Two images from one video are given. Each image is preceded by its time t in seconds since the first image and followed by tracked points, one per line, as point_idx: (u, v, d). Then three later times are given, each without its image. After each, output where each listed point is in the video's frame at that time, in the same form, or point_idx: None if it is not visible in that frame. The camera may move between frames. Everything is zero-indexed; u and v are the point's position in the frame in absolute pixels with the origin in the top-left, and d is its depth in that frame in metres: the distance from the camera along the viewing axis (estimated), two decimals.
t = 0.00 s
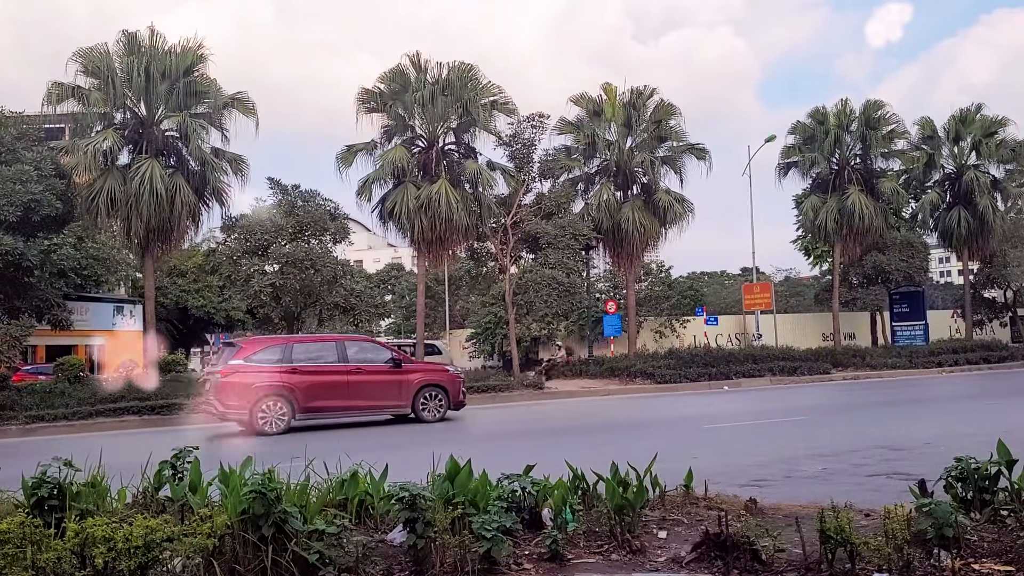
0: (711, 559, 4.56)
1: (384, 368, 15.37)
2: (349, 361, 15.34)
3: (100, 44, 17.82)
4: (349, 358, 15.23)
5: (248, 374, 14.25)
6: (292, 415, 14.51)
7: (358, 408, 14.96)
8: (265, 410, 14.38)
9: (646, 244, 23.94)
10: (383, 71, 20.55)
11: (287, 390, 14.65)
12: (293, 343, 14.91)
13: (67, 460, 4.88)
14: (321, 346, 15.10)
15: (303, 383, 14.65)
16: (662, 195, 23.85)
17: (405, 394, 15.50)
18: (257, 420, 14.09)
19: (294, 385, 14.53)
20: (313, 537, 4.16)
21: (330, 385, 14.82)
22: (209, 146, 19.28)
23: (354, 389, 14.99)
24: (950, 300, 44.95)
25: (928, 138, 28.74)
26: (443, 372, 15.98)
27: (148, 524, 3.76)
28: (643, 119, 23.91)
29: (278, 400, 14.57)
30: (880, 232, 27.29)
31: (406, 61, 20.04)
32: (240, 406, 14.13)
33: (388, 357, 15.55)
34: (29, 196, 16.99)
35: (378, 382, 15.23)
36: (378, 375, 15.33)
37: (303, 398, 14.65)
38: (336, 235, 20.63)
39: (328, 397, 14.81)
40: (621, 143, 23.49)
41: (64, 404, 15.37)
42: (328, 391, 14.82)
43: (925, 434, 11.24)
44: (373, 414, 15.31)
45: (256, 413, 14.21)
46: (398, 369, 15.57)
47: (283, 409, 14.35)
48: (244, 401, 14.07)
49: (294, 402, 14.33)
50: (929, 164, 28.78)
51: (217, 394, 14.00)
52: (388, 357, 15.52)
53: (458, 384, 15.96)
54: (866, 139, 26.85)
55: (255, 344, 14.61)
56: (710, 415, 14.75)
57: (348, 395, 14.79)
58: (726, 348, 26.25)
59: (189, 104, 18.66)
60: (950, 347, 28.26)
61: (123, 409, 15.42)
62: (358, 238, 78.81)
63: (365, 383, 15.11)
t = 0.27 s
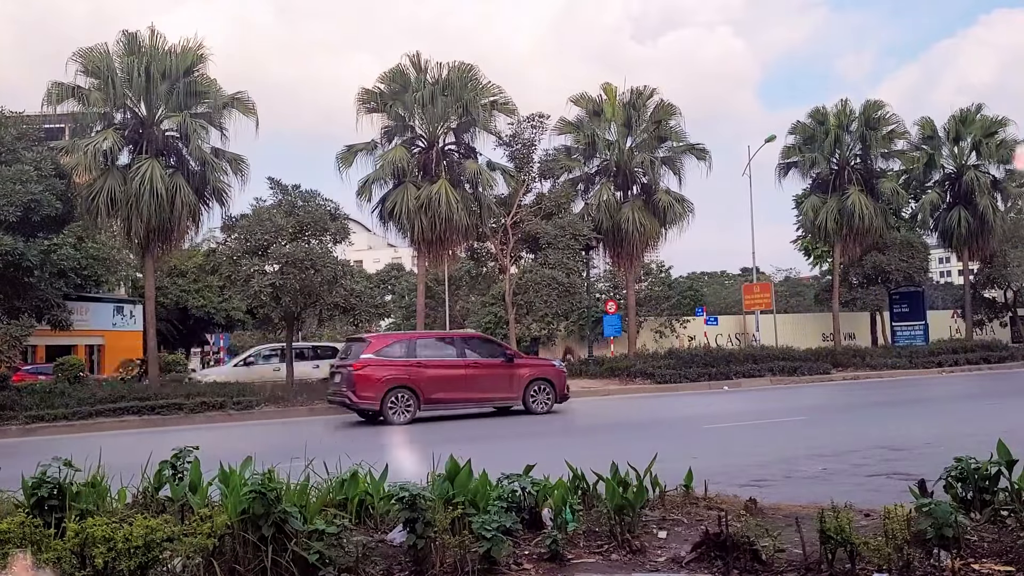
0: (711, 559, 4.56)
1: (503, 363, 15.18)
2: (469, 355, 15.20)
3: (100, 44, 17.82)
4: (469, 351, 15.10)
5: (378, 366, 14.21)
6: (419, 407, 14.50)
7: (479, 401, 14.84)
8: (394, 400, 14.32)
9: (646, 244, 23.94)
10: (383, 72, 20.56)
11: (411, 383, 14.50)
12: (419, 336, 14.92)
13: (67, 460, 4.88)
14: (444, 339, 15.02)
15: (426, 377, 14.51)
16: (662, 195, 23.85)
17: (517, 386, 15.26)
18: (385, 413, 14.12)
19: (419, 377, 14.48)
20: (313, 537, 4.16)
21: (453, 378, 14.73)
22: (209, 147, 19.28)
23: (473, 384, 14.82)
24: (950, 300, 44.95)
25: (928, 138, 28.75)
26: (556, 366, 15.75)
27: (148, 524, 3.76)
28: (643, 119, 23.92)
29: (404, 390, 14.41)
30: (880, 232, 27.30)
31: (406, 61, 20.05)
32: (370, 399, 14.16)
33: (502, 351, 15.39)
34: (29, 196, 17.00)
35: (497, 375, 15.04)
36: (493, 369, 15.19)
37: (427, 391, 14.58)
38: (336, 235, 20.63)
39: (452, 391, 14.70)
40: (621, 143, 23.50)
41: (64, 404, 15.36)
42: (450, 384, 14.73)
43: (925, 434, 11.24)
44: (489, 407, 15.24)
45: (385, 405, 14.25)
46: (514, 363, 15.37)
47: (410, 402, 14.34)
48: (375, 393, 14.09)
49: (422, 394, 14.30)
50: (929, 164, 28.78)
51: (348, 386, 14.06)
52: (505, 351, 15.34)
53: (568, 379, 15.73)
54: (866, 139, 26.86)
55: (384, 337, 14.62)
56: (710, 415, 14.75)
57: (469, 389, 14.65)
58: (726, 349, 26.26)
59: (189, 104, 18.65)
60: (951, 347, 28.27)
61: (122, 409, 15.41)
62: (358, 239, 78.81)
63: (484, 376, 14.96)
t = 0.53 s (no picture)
0: (711, 560, 4.56)
1: (601, 358, 16.35)
2: (570, 350, 16.40)
3: (100, 44, 17.82)
4: (572, 348, 16.28)
5: (493, 362, 15.39)
6: (528, 400, 15.73)
7: (581, 394, 16.05)
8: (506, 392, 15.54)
9: (646, 245, 23.93)
10: (383, 72, 20.55)
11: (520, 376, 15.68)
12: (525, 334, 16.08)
13: (67, 460, 4.88)
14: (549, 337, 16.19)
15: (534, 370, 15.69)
16: (662, 195, 23.85)
17: (615, 380, 16.46)
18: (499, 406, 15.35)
19: (528, 372, 15.65)
20: (313, 538, 4.16)
21: (557, 373, 15.92)
22: (209, 146, 19.27)
23: (575, 378, 16.01)
24: (950, 300, 44.95)
25: (928, 138, 28.74)
26: (647, 361, 16.96)
27: (148, 524, 3.76)
28: (643, 119, 23.91)
29: (515, 383, 15.59)
30: (880, 232, 27.30)
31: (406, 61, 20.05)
32: (485, 392, 15.36)
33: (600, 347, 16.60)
34: (29, 196, 17.00)
35: (597, 370, 16.21)
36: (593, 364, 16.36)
37: (536, 384, 15.77)
38: (336, 235, 20.63)
39: (556, 385, 15.88)
40: (621, 143, 23.50)
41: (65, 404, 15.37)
42: (556, 377, 15.91)
43: (925, 434, 11.24)
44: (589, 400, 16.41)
45: (498, 397, 15.49)
46: (610, 358, 16.53)
47: (521, 395, 15.56)
48: (491, 387, 15.31)
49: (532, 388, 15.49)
50: (929, 164, 28.77)
51: (465, 380, 15.27)
52: (602, 347, 16.52)
53: (659, 373, 16.93)
54: (866, 139, 26.86)
55: (496, 335, 15.77)
56: (710, 415, 14.75)
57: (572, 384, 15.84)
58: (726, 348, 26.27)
59: (189, 104, 18.65)
60: (951, 347, 28.35)
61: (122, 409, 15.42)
62: (358, 239, 78.80)
63: (584, 371, 16.15)
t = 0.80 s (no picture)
0: (711, 560, 4.55)
1: (689, 355, 17.19)
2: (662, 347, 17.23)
3: (100, 44, 17.82)
4: (663, 345, 17.15)
5: (592, 358, 16.34)
6: (624, 394, 16.65)
7: (671, 389, 16.90)
8: (604, 387, 16.43)
9: (646, 245, 23.92)
10: (383, 72, 20.55)
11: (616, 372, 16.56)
12: (620, 332, 16.96)
13: (66, 460, 4.87)
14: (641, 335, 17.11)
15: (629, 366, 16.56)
16: (662, 195, 23.85)
17: (703, 375, 17.29)
18: (597, 398, 16.29)
19: (624, 368, 16.56)
20: (313, 538, 4.16)
21: (650, 369, 16.80)
22: (209, 146, 19.28)
23: (668, 373, 16.87)
24: (950, 300, 44.92)
25: (928, 138, 28.74)
26: (732, 358, 17.79)
27: (148, 524, 3.76)
28: (643, 119, 23.90)
29: (612, 378, 16.48)
30: (880, 232, 27.31)
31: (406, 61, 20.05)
32: (585, 386, 16.28)
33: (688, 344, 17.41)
34: (29, 196, 17.00)
35: (686, 366, 17.04)
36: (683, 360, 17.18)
37: (632, 379, 16.64)
38: (336, 235, 20.64)
39: (648, 380, 16.75)
40: (621, 144, 23.51)
41: (65, 405, 15.38)
42: (650, 372, 16.76)
43: (925, 434, 11.25)
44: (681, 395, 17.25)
45: (596, 391, 16.42)
46: (699, 354, 17.34)
47: (618, 388, 16.53)
48: (590, 381, 16.25)
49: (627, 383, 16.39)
50: (929, 164, 28.76)
51: (566, 374, 16.23)
52: (690, 345, 17.38)
53: (742, 369, 17.74)
54: (866, 139, 26.86)
55: (593, 332, 16.66)
56: (710, 415, 14.75)
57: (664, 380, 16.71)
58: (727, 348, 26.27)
59: (189, 104, 18.65)
60: (952, 347, 28.35)
61: (122, 409, 15.41)
62: (358, 239, 78.82)
63: (675, 367, 17.01)
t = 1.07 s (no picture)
0: (711, 559, 4.56)
1: (768, 351, 18.29)
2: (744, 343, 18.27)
3: (100, 44, 17.83)
4: (744, 342, 18.22)
5: (682, 354, 17.33)
6: (710, 387, 17.71)
7: (753, 383, 17.99)
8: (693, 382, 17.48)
9: (646, 245, 23.92)
10: (383, 72, 20.55)
11: (704, 367, 17.61)
12: (706, 328, 17.95)
13: (67, 460, 4.87)
14: (722, 333, 18.15)
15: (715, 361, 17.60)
16: (662, 195, 23.84)
17: (781, 370, 18.39)
18: (687, 392, 17.29)
19: (710, 364, 17.59)
20: (313, 537, 4.16)
21: (732, 365, 17.85)
22: (209, 146, 19.28)
23: (750, 368, 17.94)
24: (950, 300, 44.94)
25: (928, 138, 28.74)
26: (805, 354, 18.96)
27: (148, 524, 3.76)
28: (643, 119, 23.89)
29: (700, 373, 17.53)
30: (880, 232, 27.31)
31: (406, 61, 20.05)
32: (676, 380, 17.33)
33: (767, 341, 18.46)
34: (29, 196, 17.00)
35: (766, 362, 18.14)
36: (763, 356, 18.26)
37: (716, 374, 17.71)
38: (336, 235, 20.64)
39: (732, 375, 17.82)
40: (621, 143, 23.52)
41: (64, 404, 15.38)
42: (734, 368, 17.82)
43: (925, 434, 11.25)
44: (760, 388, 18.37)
45: (686, 385, 17.46)
46: (777, 350, 18.42)
47: (705, 382, 17.58)
48: (680, 375, 17.25)
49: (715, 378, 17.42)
50: (929, 164, 28.76)
51: (658, 370, 17.18)
52: (768, 341, 18.49)
53: (815, 364, 18.91)
54: (866, 139, 26.87)
55: (682, 329, 17.62)
56: (711, 415, 14.76)
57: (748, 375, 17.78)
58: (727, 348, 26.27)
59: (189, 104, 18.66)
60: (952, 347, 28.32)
61: (123, 409, 15.42)
62: (358, 238, 78.88)
63: (756, 362, 18.08)
